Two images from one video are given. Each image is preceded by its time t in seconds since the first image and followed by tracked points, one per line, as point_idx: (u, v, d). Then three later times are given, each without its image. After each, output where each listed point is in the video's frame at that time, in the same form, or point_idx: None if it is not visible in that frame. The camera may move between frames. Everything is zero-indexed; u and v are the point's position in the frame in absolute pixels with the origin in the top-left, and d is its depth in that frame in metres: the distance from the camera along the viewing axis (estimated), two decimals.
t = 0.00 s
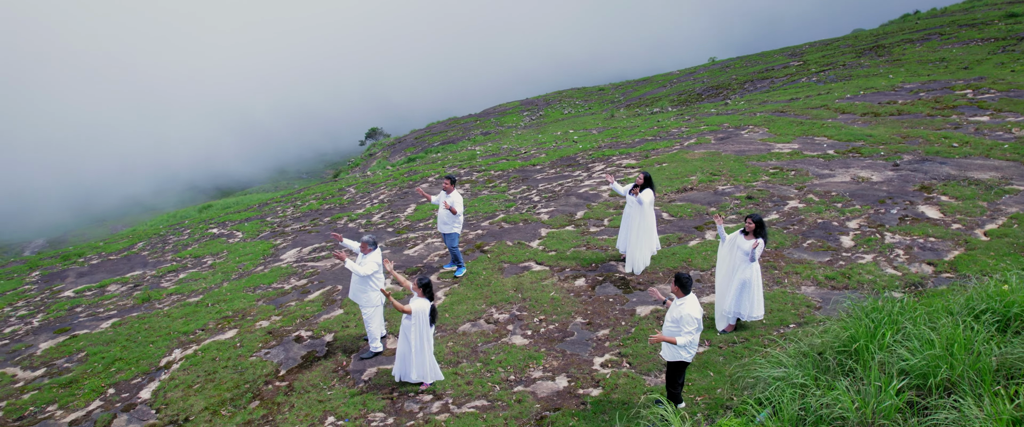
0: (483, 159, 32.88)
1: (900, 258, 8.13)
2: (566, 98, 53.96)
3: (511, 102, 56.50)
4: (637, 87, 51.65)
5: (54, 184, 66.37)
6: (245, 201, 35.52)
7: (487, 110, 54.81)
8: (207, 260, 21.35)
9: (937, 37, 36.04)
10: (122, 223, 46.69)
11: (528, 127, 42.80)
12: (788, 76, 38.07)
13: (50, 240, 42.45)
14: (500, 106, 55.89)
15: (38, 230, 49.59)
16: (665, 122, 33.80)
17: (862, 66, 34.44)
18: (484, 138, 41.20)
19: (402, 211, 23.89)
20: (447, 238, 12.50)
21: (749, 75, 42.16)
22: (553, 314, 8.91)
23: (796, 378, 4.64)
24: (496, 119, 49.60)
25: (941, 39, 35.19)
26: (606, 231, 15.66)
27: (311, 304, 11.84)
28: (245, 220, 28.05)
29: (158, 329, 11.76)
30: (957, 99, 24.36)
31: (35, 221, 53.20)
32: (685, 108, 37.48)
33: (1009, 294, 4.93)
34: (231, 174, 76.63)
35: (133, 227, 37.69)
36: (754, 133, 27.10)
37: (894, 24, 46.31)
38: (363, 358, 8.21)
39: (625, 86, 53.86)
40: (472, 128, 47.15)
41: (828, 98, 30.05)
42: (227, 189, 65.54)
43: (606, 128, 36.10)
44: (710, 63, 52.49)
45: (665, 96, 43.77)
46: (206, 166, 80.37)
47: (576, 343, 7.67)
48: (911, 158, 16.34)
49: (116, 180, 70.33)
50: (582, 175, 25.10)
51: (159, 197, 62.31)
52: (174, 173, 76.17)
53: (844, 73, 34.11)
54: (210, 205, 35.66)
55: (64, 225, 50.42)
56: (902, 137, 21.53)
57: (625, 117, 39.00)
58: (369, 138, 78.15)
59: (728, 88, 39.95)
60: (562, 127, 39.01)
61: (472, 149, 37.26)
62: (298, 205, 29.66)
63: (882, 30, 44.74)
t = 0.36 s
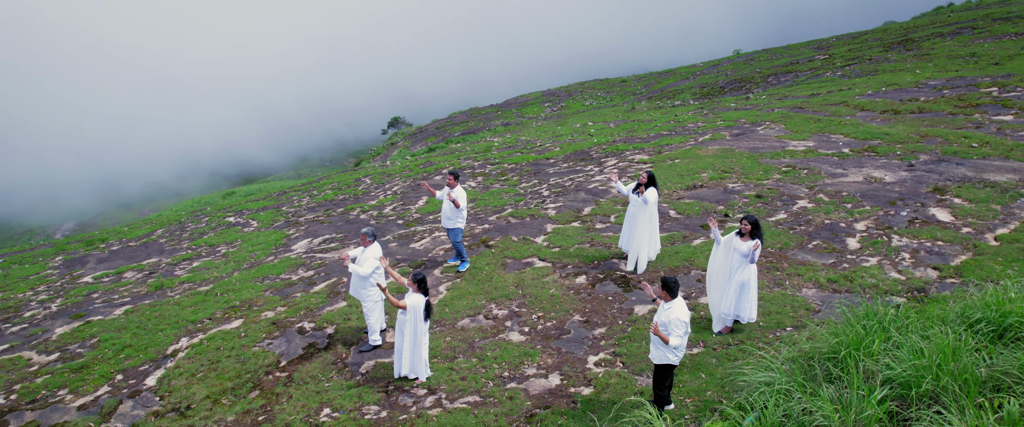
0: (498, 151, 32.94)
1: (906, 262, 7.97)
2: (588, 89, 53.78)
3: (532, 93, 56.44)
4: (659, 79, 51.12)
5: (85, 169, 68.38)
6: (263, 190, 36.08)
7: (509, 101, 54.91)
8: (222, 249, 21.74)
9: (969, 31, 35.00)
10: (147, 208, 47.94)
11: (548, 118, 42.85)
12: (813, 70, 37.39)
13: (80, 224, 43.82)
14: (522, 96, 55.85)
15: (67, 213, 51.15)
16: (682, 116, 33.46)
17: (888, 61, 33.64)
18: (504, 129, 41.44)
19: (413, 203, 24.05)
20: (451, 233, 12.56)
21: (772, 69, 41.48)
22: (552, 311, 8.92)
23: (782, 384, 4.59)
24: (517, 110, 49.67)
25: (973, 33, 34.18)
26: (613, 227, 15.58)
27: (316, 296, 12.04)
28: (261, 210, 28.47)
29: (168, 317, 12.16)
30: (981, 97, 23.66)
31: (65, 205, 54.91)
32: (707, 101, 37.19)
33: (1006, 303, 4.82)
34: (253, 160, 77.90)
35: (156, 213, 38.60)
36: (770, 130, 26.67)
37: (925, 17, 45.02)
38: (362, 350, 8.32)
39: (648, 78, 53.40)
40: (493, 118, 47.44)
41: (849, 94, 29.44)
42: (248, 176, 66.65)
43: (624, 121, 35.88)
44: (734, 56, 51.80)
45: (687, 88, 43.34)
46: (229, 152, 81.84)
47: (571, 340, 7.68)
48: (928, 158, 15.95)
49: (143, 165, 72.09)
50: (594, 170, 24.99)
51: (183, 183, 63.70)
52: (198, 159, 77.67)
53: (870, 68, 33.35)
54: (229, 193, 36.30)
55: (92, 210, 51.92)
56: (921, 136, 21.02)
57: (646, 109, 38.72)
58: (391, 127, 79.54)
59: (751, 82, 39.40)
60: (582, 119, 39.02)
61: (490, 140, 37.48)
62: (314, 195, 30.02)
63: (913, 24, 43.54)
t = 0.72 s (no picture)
0: (513, 143, 32.94)
1: (910, 265, 7.83)
2: (610, 80, 53.44)
3: (554, 83, 56.19)
4: (682, 70, 50.46)
5: (112, 155, 70.05)
6: (280, 177, 36.56)
7: (531, 91, 54.95)
8: (235, 237, 22.09)
9: (1003, 24, 33.91)
10: (171, 193, 49.05)
11: (569, 108, 42.80)
12: (838, 64, 36.61)
13: (107, 208, 45.02)
14: (543, 87, 55.61)
15: (93, 198, 52.56)
16: (700, 110, 33.05)
17: (916, 55, 32.80)
18: (525, 119, 41.64)
19: (424, 195, 24.17)
20: (454, 228, 12.61)
21: (797, 61, 40.71)
22: (549, 307, 8.92)
23: (765, 389, 4.56)
24: (537, 99, 49.64)
25: (1007, 27, 33.14)
26: (618, 223, 15.49)
27: (320, 286, 12.23)
28: (276, 198, 28.82)
29: (176, 305, 12.77)
30: (1006, 95, 22.96)
31: (92, 189, 56.44)
32: (729, 94, 36.85)
33: (1001, 312, 4.73)
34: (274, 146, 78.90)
35: (177, 199, 39.46)
36: (786, 126, 26.21)
37: (959, 10, 43.65)
38: (360, 343, 8.44)
39: (671, 69, 52.80)
40: (514, 108, 47.58)
41: (869, 90, 28.81)
42: (268, 162, 67.57)
43: (643, 113, 35.58)
44: (759, 48, 50.99)
45: (710, 80, 42.78)
46: (250, 139, 82.99)
47: (566, 338, 7.68)
48: (945, 158, 15.57)
49: (167, 151, 73.51)
50: (605, 164, 24.83)
51: (205, 169, 64.89)
52: (220, 144, 78.90)
53: (897, 62, 32.56)
54: (246, 180, 36.89)
55: (118, 194, 53.26)
56: (940, 135, 20.48)
57: (667, 101, 38.36)
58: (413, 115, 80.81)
59: (775, 74, 38.77)
60: (601, 110, 38.97)
61: (508, 131, 37.70)
62: (329, 184, 30.23)
63: (945, 16, 42.25)
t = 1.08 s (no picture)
0: (527, 135, 32.93)
1: (912, 270, 7.70)
2: (631, 71, 53.02)
3: (574, 74, 55.91)
4: (704, 62, 49.79)
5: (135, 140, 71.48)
6: (296, 166, 36.95)
7: (551, 81, 54.83)
8: (247, 226, 22.39)
9: None
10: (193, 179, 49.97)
11: (589, 99, 42.68)
12: (863, 57, 35.86)
13: (131, 193, 46.09)
14: (563, 78, 55.41)
15: (117, 182, 53.78)
16: (717, 105, 32.66)
17: (944, 49, 31.99)
18: (543, 110, 41.71)
19: (435, 187, 24.28)
20: (457, 223, 12.66)
21: (821, 54, 39.94)
22: (546, 305, 8.94)
23: (749, 395, 4.55)
24: (558, 90, 49.52)
25: None
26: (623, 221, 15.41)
27: (324, 279, 12.43)
28: (291, 188, 29.11)
29: (185, 295, 13.37)
30: None
31: (115, 174, 57.74)
32: (750, 87, 36.44)
33: (994, 322, 4.66)
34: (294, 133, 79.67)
35: (198, 185, 40.23)
36: (801, 123, 25.78)
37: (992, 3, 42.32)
38: (358, 337, 8.57)
39: (693, 61, 52.13)
40: (533, 99, 47.57)
41: (889, 87, 28.19)
42: (286, 150, 68.32)
43: (662, 106, 35.31)
44: (784, 40, 50.14)
45: (732, 73, 42.22)
46: (270, 126, 83.95)
47: (561, 336, 7.70)
48: (960, 159, 15.22)
49: (188, 137, 74.71)
50: (615, 159, 24.68)
51: (225, 155, 65.90)
52: (239, 131, 79.86)
53: (923, 56, 31.80)
54: (262, 169, 37.38)
55: (140, 179, 54.41)
56: (957, 135, 19.98)
57: (688, 94, 38.04)
58: (433, 105, 81.59)
59: (798, 67, 38.14)
60: (620, 102, 38.82)
61: (525, 122, 37.87)
62: (342, 175, 30.40)
63: (978, 8, 40.92)
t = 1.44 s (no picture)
0: (542, 127, 32.90)
1: (913, 276, 7.59)
2: (652, 62, 52.61)
3: (595, 64, 55.69)
4: (727, 54, 49.17)
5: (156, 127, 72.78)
6: (311, 155, 37.28)
7: (572, 71, 54.74)
8: (258, 216, 22.68)
9: None
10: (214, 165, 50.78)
11: (609, 90, 42.66)
12: (889, 51, 35.11)
13: (154, 178, 47.06)
14: (584, 68, 55.22)
15: (138, 168, 54.92)
16: (733, 99, 32.24)
17: (973, 44, 31.16)
18: (563, 101, 41.83)
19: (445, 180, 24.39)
20: (459, 219, 12.73)
21: (846, 48, 39.16)
22: (543, 304, 8.96)
23: (733, 402, 4.55)
24: (578, 80, 49.39)
25: None
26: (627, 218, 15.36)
27: (328, 272, 12.61)
28: (305, 177, 29.33)
29: (192, 285, 13.95)
30: None
31: (137, 160, 58.94)
32: (772, 80, 36.11)
33: (985, 336, 4.67)
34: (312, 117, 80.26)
35: (218, 171, 40.90)
36: (815, 121, 25.35)
37: None
38: (357, 331, 8.72)
39: (715, 53, 51.48)
40: (553, 89, 47.61)
41: (909, 84, 27.58)
42: (303, 137, 69.00)
43: (680, 100, 35.00)
44: (809, 32, 49.27)
45: (754, 65, 41.69)
46: (291, 113, 85.09)
47: (555, 336, 7.73)
48: (976, 161, 14.86)
49: (208, 124, 75.75)
50: (626, 154, 24.53)
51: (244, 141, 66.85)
52: (258, 118, 80.67)
53: (951, 51, 31.02)
54: (278, 158, 37.79)
55: (161, 165, 55.45)
56: (974, 135, 19.49)
57: (708, 86, 37.73)
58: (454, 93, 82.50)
59: (821, 61, 37.50)
60: (639, 94, 38.75)
61: (542, 113, 38.01)
62: (356, 165, 30.66)
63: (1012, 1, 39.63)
